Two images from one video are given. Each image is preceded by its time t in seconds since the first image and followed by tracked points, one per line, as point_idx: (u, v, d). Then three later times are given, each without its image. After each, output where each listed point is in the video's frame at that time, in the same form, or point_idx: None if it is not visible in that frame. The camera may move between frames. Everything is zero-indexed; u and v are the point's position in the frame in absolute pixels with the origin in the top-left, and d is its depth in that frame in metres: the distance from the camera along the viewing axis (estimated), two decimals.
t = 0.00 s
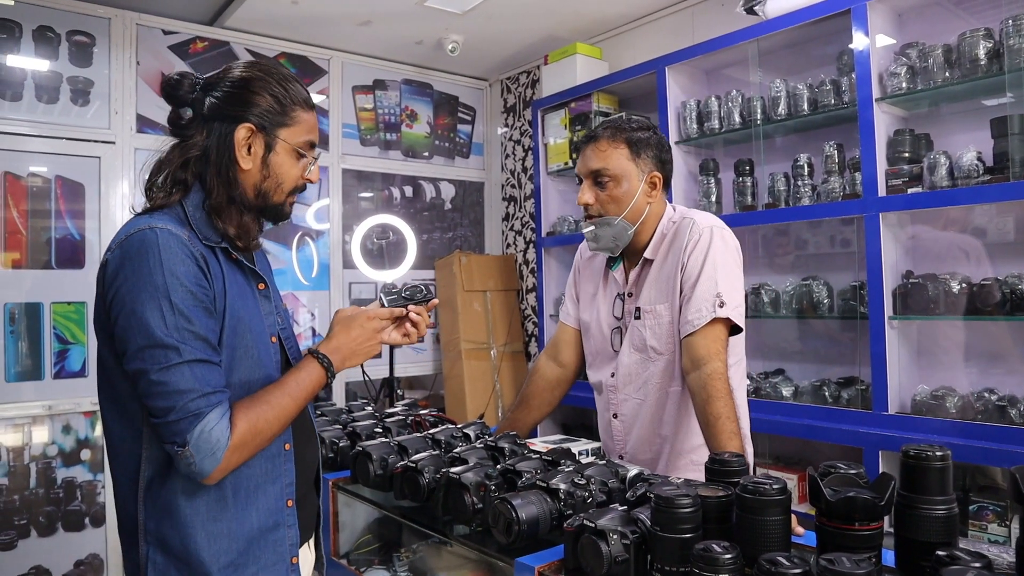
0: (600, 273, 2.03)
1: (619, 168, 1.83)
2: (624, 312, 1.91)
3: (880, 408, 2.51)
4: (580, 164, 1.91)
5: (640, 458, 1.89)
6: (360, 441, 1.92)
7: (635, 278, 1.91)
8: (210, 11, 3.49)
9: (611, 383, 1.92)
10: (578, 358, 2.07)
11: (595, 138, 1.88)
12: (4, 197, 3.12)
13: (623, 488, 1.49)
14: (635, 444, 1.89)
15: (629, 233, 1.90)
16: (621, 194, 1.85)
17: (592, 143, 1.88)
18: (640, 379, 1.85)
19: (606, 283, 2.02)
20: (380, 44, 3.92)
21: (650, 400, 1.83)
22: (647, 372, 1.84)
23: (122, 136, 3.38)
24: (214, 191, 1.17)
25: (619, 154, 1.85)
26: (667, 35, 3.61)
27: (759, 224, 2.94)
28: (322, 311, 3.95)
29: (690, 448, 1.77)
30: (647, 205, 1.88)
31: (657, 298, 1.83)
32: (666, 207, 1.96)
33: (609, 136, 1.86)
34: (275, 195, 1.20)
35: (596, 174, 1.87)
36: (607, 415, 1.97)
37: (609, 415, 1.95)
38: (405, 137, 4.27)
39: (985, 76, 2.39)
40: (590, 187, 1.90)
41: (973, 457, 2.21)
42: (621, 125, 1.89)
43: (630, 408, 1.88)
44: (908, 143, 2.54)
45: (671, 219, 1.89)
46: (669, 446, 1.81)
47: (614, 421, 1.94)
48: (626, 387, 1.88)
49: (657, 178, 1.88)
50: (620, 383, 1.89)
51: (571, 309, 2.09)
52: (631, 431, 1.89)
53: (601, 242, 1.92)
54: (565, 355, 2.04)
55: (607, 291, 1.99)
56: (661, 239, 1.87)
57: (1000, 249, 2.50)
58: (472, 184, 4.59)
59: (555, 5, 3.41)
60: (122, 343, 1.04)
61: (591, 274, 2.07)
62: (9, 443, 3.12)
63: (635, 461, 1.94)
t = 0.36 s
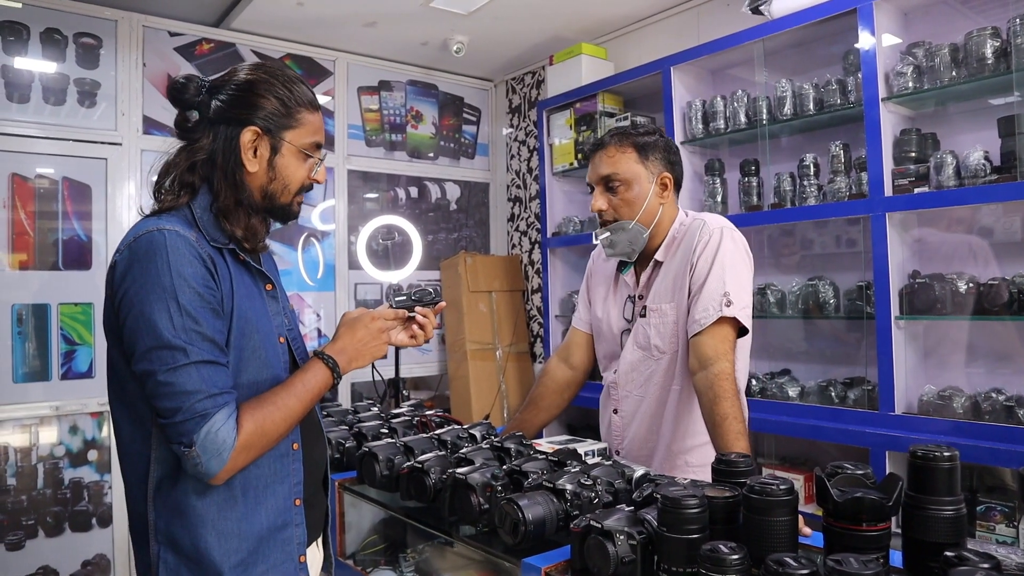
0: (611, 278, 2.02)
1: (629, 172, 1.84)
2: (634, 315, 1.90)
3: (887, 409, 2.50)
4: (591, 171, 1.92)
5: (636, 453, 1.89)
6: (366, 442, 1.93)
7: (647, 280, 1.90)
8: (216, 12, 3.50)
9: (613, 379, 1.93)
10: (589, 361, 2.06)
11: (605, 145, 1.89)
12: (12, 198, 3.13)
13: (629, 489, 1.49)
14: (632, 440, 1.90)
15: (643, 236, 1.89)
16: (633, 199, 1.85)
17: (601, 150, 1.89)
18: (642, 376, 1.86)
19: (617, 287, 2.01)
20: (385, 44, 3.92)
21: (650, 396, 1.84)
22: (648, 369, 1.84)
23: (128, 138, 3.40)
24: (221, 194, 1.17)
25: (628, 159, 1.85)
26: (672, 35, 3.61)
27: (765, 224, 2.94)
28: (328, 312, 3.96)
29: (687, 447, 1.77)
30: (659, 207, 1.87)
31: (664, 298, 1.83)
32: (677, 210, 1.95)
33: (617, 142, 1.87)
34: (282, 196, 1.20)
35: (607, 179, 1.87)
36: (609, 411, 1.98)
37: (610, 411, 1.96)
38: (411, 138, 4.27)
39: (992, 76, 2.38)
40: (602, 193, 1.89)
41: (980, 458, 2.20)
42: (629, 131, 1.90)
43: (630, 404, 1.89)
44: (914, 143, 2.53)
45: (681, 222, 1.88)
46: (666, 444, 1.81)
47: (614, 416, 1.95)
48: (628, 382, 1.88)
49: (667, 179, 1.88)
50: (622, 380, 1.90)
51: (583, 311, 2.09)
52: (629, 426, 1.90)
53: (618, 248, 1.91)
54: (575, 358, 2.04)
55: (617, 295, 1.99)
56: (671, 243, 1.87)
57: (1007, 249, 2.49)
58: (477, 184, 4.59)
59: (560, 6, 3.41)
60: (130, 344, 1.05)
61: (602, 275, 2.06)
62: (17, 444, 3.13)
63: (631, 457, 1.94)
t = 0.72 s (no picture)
0: (613, 282, 2.02)
1: (633, 182, 1.83)
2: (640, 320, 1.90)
3: (891, 410, 2.50)
4: (593, 182, 1.91)
5: (647, 458, 1.89)
6: (369, 444, 1.93)
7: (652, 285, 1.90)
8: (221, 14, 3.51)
9: (620, 384, 1.93)
10: (593, 363, 2.06)
11: (607, 155, 1.88)
12: (16, 200, 3.14)
13: (632, 491, 1.50)
14: (642, 445, 1.90)
15: (649, 245, 1.88)
16: (639, 209, 1.85)
17: (604, 159, 1.88)
18: (649, 380, 1.86)
19: (620, 291, 2.00)
20: (388, 46, 3.93)
21: (658, 400, 1.84)
22: (656, 373, 1.84)
23: (132, 139, 3.41)
24: (229, 198, 1.18)
25: (632, 168, 1.84)
26: (675, 37, 3.61)
27: (768, 226, 2.94)
28: (331, 313, 3.96)
29: (695, 450, 1.76)
30: (664, 215, 1.88)
31: (668, 302, 1.83)
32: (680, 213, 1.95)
33: (620, 151, 1.86)
34: (290, 198, 1.21)
35: (611, 190, 1.86)
36: (617, 416, 1.98)
37: (618, 416, 1.95)
38: (414, 139, 4.28)
39: (996, 77, 2.37)
40: (607, 204, 1.88)
41: (984, 459, 2.20)
42: (630, 138, 1.89)
43: (638, 409, 1.89)
44: (918, 144, 2.53)
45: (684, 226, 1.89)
46: (676, 447, 1.80)
47: (622, 421, 1.94)
48: (635, 387, 1.89)
49: (671, 187, 1.88)
50: (629, 385, 1.90)
51: (584, 314, 2.09)
52: (639, 431, 1.90)
53: (623, 256, 1.89)
54: (578, 360, 2.04)
55: (621, 299, 1.99)
56: (676, 247, 1.87)
57: (1010, 251, 2.49)
58: (480, 186, 4.59)
59: (563, 7, 3.41)
60: (142, 345, 1.05)
61: (603, 280, 2.05)
62: (21, 444, 3.14)
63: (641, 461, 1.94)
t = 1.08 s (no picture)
0: (615, 284, 2.02)
1: (645, 189, 1.80)
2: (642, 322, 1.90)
3: (893, 413, 2.50)
4: (604, 185, 1.86)
5: (648, 459, 1.89)
6: (372, 444, 1.93)
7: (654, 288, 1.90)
8: (225, 14, 3.52)
9: (620, 385, 1.92)
10: (594, 364, 2.06)
11: (620, 158, 1.83)
12: (20, 199, 3.15)
13: (635, 492, 1.50)
14: (643, 446, 1.89)
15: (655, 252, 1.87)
16: (649, 215, 1.83)
17: (615, 164, 1.83)
18: (650, 381, 1.86)
19: (622, 293, 2.00)
20: (392, 47, 3.93)
21: (658, 401, 1.84)
22: (656, 374, 1.84)
23: (136, 139, 3.41)
24: (235, 197, 1.18)
25: (645, 174, 1.81)
26: (679, 39, 3.61)
27: (770, 228, 2.94)
28: (333, 314, 3.96)
29: (695, 451, 1.76)
30: (673, 223, 1.86)
31: (670, 305, 1.84)
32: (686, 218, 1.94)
33: (633, 155, 1.82)
34: (296, 197, 1.21)
35: (624, 196, 1.82)
36: (618, 417, 1.97)
37: (619, 417, 1.95)
38: (417, 140, 4.28)
39: (1000, 80, 2.37)
40: (617, 209, 1.84)
41: (987, 462, 2.20)
42: (642, 141, 1.84)
43: (639, 410, 1.89)
44: (921, 147, 2.53)
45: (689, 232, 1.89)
46: (676, 448, 1.80)
47: (623, 422, 1.94)
48: (635, 388, 1.89)
49: (682, 196, 1.87)
50: (630, 387, 1.89)
51: (586, 315, 2.08)
52: (640, 432, 1.90)
53: (630, 261, 1.88)
54: (579, 361, 2.04)
55: (624, 301, 1.99)
56: (680, 250, 1.86)
57: (1013, 254, 2.49)
58: (483, 187, 4.59)
59: (567, 9, 3.41)
60: (152, 342, 1.05)
61: (606, 281, 2.05)
62: (23, 443, 3.14)
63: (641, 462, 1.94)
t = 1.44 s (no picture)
0: (621, 284, 2.02)
1: (648, 183, 1.84)
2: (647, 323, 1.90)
3: (896, 415, 2.50)
4: (609, 180, 1.92)
5: (651, 462, 1.89)
6: (374, 445, 1.93)
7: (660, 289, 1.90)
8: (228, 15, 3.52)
9: (625, 388, 1.92)
10: (596, 366, 2.07)
11: (625, 154, 1.90)
12: (23, 199, 3.15)
13: (638, 494, 1.50)
14: (646, 449, 1.89)
15: (658, 248, 1.88)
16: (652, 210, 1.86)
17: (621, 158, 1.89)
18: (655, 384, 1.86)
19: (628, 294, 2.01)
20: (395, 48, 3.94)
21: (664, 404, 1.84)
22: (662, 377, 1.84)
23: (139, 139, 3.41)
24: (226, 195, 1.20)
25: (648, 169, 1.85)
26: (681, 41, 3.62)
27: (773, 230, 2.94)
28: (336, 315, 3.97)
29: (701, 455, 1.78)
30: (675, 220, 1.89)
31: (677, 306, 1.83)
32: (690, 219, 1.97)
33: (639, 152, 1.88)
34: (263, 167, 1.18)
35: (626, 189, 1.87)
36: (621, 420, 1.97)
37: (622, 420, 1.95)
38: (419, 141, 4.29)
39: (1003, 83, 2.37)
40: (619, 202, 1.89)
41: (990, 465, 2.20)
42: (649, 141, 1.91)
43: (644, 413, 1.88)
44: (924, 150, 2.53)
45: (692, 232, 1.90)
46: (682, 451, 1.81)
47: (626, 425, 1.94)
48: (640, 391, 1.88)
49: (684, 194, 1.90)
50: (634, 390, 1.89)
51: (589, 317, 2.08)
52: (643, 436, 1.89)
53: (630, 257, 1.88)
54: (582, 363, 2.05)
55: (629, 302, 1.99)
56: (684, 250, 1.87)
57: (1015, 256, 2.49)
58: (485, 188, 4.60)
59: (570, 10, 3.41)
60: (161, 338, 1.05)
61: (610, 282, 2.06)
62: (25, 443, 3.14)
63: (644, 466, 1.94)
